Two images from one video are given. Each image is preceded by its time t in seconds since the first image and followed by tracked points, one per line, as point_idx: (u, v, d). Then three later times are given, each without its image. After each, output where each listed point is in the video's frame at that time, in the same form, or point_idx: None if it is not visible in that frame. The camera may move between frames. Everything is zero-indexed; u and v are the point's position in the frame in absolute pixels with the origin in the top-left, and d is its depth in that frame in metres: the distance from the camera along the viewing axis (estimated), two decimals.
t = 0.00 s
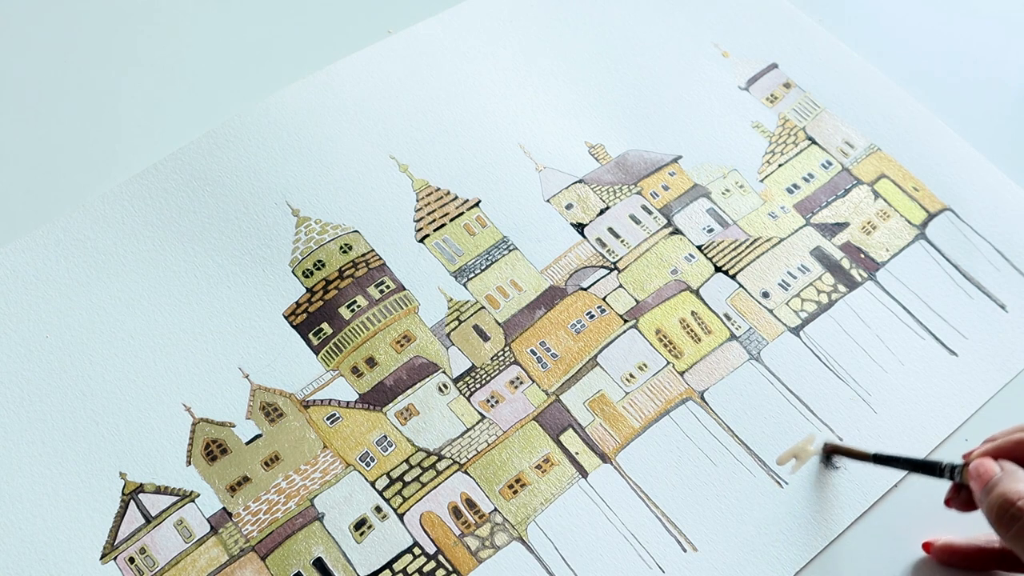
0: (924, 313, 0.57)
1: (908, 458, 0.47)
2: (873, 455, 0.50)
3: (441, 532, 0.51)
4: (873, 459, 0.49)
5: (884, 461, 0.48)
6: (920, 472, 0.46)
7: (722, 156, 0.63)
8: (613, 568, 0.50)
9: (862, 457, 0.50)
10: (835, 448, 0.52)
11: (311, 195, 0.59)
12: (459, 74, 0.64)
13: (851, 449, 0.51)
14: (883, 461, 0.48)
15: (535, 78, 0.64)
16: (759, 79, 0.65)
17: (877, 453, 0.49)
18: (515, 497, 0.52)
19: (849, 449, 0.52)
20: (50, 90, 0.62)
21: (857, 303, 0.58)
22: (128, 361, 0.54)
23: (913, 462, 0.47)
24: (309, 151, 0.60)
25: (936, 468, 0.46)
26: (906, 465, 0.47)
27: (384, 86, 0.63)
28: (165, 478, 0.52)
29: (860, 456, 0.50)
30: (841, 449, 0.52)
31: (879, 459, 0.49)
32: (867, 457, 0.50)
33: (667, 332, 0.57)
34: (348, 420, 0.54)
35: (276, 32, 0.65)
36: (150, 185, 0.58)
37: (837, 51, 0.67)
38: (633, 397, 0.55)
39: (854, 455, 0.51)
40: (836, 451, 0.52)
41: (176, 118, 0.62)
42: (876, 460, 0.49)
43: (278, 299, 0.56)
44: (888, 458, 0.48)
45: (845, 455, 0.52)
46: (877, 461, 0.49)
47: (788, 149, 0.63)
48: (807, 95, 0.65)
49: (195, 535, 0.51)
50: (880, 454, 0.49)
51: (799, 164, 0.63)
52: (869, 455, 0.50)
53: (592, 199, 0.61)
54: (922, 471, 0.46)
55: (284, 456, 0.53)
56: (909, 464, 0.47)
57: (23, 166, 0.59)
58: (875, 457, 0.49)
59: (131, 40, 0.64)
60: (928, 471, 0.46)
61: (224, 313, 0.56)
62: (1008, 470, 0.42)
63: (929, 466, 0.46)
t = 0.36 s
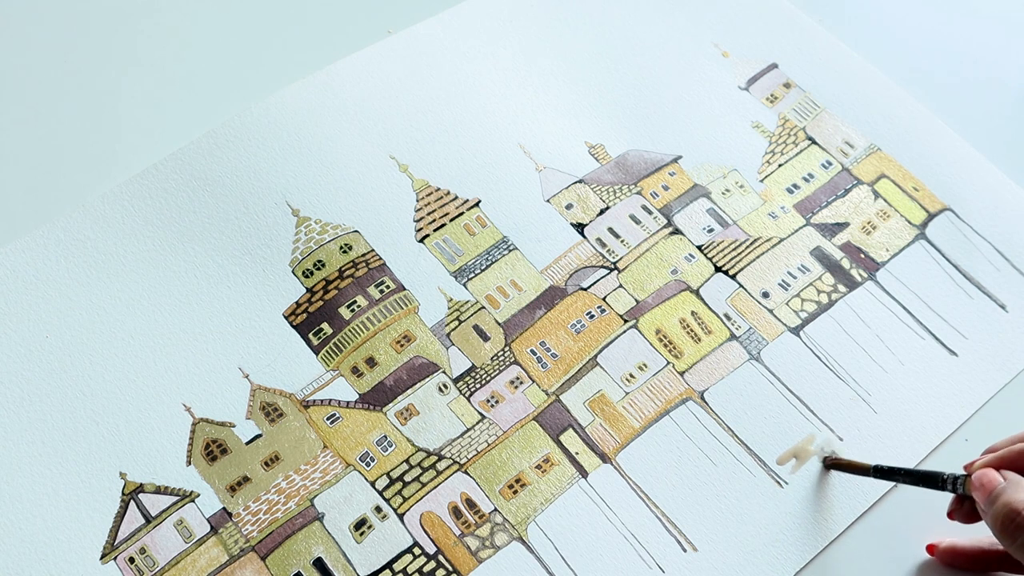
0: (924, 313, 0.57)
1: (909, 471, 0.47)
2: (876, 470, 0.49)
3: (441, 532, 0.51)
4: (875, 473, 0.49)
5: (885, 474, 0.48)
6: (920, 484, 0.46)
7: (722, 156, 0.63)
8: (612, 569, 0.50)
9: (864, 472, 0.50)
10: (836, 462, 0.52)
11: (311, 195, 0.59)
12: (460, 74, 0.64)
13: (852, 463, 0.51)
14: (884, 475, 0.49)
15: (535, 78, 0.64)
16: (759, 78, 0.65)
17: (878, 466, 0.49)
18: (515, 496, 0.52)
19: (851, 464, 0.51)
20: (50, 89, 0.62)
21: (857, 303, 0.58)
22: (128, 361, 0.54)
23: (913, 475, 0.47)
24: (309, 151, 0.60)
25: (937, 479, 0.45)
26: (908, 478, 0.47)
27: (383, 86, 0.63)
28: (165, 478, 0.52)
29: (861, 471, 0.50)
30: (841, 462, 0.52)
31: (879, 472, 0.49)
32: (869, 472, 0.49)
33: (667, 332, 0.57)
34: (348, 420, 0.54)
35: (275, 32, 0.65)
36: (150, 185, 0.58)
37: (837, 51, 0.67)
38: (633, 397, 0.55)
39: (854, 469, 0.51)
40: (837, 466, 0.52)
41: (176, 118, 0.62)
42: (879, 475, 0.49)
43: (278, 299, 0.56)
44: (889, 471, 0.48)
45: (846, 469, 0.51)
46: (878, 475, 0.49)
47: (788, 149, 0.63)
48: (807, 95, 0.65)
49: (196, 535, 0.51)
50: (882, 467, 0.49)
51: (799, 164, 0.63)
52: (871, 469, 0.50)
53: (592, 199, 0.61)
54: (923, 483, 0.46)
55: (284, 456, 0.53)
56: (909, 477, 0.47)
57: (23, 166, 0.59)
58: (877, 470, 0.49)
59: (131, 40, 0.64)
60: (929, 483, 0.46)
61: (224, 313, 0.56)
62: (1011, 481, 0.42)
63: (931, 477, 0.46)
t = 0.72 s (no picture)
0: (924, 313, 0.57)
1: (912, 471, 0.46)
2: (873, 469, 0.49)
3: (441, 532, 0.51)
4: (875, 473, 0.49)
5: (886, 475, 0.47)
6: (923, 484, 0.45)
7: (722, 156, 0.63)
8: (612, 569, 0.50)
9: (866, 471, 0.49)
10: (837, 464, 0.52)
11: (311, 195, 0.59)
12: (460, 74, 0.64)
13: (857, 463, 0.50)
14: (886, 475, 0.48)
15: (535, 79, 0.64)
16: (759, 79, 0.65)
17: (880, 467, 0.48)
18: (515, 496, 0.52)
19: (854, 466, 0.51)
20: (50, 90, 0.62)
21: (857, 303, 0.58)
22: (128, 361, 0.54)
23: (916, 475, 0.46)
24: (309, 151, 0.60)
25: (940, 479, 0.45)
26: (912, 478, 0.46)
27: (383, 86, 0.63)
28: (165, 478, 0.52)
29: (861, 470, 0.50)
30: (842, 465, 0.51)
31: (881, 472, 0.48)
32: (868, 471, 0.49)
33: (667, 332, 0.57)
34: (348, 420, 0.54)
35: (275, 32, 0.65)
36: (150, 185, 0.59)
37: (837, 52, 0.67)
38: (633, 397, 0.55)
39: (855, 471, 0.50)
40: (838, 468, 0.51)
41: (176, 118, 0.62)
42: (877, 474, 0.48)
43: (278, 299, 0.56)
44: (891, 472, 0.47)
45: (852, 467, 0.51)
46: (880, 474, 0.48)
47: (788, 149, 0.63)
48: (807, 95, 0.65)
49: (195, 535, 0.51)
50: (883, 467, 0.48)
51: (799, 164, 0.63)
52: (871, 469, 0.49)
53: (592, 199, 0.61)
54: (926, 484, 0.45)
55: (284, 456, 0.53)
56: (912, 477, 0.46)
57: (24, 166, 0.60)
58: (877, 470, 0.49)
59: (131, 40, 0.64)
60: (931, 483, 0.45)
61: (224, 313, 0.56)
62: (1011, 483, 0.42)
63: (932, 477, 0.45)
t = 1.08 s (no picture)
0: (924, 313, 0.57)
1: (930, 452, 0.46)
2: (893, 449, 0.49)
3: (441, 532, 0.51)
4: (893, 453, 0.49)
5: (907, 454, 0.47)
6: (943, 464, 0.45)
7: (722, 156, 0.63)
8: (613, 569, 0.50)
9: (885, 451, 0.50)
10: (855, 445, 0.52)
11: (311, 195, 0.59)
12: (460, 75, 0.64)
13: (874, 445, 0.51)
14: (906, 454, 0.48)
15: (535, 79, 0.64)
16: (759, 78, 0.65)
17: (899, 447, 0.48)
18: (515, 496, 0.52)
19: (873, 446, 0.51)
20: (49, 90, 0.62)
21: (857, 303, 0.58)
22: (128, 361, 0.54)
23: (935, 455, 0.46)
24: (309, 151, 0.60)
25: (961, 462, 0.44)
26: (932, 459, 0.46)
27: (383, 86, 0.63)
28: (165, 478, 0.52)
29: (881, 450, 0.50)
30: (862, 444, 0.52)
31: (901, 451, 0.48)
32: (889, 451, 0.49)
33: (667, 332, 0.57)
34: (348, 420, 0.54)
35: (275, 32, 0.65)
36: (150, 185, 0.59)
37: (837, 52, 0.67)
38: (633, 397, 0.55)
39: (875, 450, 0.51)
40: (857, 448, 0.52)
41: (176, 118, 0.62)
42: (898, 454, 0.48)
43: (278, 299, 0.56)
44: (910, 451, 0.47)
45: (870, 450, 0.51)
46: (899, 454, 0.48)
47: (788, 149, 0.63)
48: (807, 95, 0.65)
49: (195, 535, 0.51)
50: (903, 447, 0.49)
51: (799, 164, 0.63)
52: (890, 449, 0.49)
53: (592, 199, 0.61)
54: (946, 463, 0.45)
55: (284, 456, 0.53)
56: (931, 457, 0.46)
57: (24, 166, 0.60)
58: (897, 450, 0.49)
59: (131, 40, 0.64)
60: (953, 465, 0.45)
61: (224, 313, 0.56)
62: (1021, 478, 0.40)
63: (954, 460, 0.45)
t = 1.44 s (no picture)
0: (924, 313, 0.57)
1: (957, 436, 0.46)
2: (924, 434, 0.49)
3: (441, 532, 0.51)
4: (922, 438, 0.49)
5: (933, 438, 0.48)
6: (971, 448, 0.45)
7: (722, 156, 0.63)
8: (612, 569, 0.50)
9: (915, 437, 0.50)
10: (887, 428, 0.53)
11: (311, 195, 0.59)
12: (460, 75, 0.64)
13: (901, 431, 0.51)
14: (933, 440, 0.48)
15: (535, 78, 0.64)
16: (759, 78, 0.65)
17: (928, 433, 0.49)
18: (515, 497, 0.52)
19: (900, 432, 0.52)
20: (49, 90, 0.62)
21: (857, 303, 0.58)
22: (128, 362, 0.54)
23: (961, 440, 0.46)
24: (309, 151, 0.60)
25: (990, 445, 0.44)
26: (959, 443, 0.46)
27: (383, 86, 0.63)
28: (165, 478, 0.52)
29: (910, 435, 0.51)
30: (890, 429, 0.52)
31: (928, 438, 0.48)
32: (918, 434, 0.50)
33: (667, 332, 0.57)
34: (348, 420, 0.54)
35: (275, 32, 0.65)
36: (150, 185, 0.59)
37: (837, 52, 0.67)
38: (633, 397, 0.55)
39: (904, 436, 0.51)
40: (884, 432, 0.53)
41: (176, 118, 0.62)
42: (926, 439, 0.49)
43: (278, 299, 0.56)
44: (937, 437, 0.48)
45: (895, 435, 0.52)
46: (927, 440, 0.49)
47: (788, 149, 0.63)
48: (807, 95, 0.65)
49: (195, 535, 0.51)
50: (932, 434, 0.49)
51: (799, 164, 0.63)
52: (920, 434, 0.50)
53: (592, 199, 0.61)
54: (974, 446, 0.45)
55: (284, 456, 0.53)
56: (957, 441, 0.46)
57: (24, 166, 0.60)
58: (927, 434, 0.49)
59: (130, 40, 0.64)
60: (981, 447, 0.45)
61: (224, 313, 0.56)
62: None
63: (980, 442, 0.45)
